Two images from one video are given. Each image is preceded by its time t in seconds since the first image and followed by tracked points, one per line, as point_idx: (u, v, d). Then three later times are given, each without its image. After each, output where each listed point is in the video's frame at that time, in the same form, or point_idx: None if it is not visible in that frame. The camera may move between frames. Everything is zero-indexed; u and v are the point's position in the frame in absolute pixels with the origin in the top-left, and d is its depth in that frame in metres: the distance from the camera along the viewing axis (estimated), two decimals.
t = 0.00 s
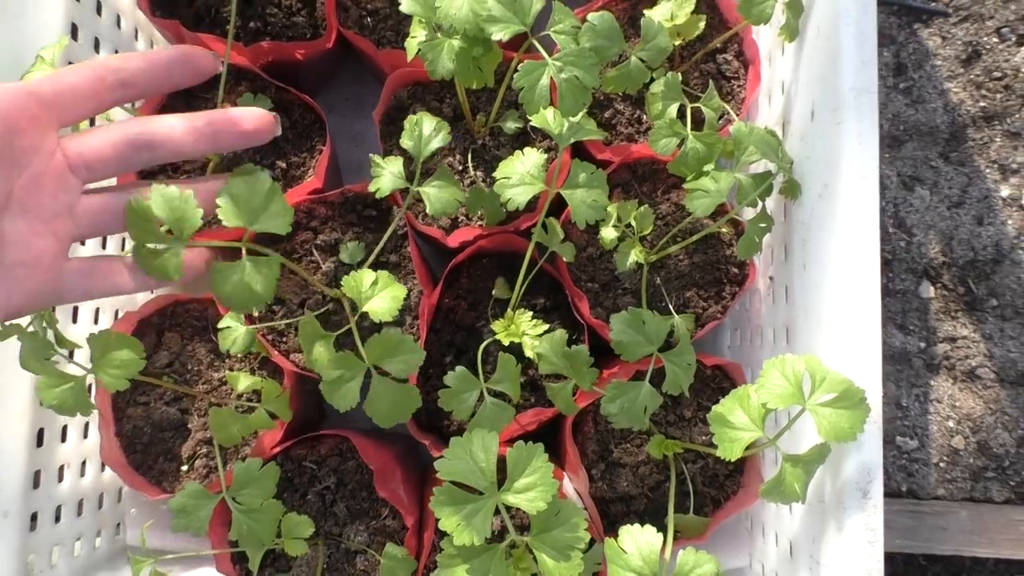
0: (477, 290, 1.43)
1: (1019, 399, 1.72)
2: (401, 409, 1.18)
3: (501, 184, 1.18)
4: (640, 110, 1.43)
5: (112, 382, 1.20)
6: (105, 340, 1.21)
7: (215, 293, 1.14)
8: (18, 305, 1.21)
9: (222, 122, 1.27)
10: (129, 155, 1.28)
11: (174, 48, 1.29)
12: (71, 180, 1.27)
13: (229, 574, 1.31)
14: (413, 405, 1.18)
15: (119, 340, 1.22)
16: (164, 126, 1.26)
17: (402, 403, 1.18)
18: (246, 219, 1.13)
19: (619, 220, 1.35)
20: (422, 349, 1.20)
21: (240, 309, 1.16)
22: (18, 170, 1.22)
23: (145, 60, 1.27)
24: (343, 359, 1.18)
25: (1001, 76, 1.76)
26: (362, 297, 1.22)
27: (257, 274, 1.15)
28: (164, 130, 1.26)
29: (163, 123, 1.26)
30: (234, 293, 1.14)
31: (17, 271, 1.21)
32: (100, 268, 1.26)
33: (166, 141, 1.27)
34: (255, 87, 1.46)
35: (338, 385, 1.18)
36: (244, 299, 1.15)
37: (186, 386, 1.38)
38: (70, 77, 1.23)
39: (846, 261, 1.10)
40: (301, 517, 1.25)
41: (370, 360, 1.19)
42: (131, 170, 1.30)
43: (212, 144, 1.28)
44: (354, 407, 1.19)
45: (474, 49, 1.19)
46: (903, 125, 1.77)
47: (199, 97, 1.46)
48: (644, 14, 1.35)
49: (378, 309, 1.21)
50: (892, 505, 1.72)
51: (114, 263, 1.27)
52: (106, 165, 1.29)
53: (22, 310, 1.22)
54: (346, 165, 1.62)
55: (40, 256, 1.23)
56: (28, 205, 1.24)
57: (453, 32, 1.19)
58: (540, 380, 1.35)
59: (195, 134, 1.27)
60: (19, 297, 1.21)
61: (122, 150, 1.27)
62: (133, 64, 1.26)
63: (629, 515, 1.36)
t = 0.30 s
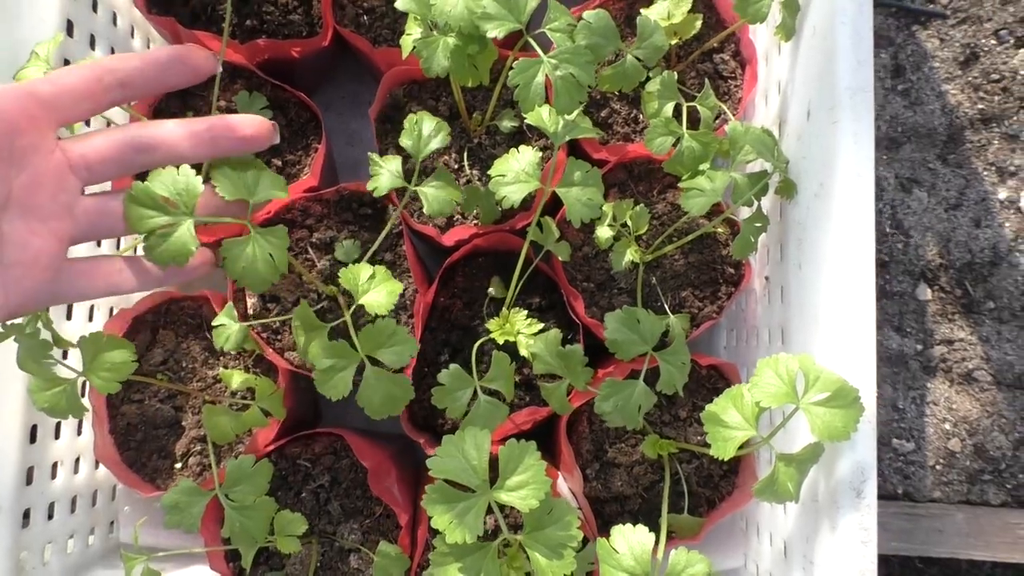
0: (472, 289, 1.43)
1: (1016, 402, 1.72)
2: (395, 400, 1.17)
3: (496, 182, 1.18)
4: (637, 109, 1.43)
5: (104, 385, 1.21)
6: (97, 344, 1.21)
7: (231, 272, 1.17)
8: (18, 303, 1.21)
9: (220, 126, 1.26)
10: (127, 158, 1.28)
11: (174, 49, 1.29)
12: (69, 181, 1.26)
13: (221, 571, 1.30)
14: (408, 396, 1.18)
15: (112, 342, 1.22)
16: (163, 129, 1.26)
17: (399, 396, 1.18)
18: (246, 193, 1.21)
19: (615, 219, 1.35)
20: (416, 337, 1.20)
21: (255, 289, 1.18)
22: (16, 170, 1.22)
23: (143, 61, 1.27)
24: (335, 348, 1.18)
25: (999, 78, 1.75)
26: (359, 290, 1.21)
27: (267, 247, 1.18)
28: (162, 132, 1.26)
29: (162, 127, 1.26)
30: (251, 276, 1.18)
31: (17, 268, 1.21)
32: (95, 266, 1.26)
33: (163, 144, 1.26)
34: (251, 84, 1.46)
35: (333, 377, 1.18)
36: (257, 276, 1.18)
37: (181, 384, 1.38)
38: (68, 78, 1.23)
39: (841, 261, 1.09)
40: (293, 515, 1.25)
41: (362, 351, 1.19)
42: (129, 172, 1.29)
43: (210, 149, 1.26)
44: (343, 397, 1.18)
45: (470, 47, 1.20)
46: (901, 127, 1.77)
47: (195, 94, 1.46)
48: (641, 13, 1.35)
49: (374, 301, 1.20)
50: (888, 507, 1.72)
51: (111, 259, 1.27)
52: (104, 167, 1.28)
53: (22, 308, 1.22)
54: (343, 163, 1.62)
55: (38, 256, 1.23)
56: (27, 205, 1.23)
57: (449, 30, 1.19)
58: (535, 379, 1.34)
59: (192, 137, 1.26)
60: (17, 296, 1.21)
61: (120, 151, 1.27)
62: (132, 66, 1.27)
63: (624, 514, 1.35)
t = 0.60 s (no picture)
0: (465, 296, 1.44)
1: (1008, 408, 1.73)
2: (372, 394, 1.18)
3: (487, 190, 1.19)
4: (629, 117, 1.44)
5: (98, 389, 1.21)
6: (95, 347, 1.22)
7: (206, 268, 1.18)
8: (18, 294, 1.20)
9: (207, 128, 1.31)
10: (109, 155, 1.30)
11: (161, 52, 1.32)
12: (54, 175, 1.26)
13: None
14: (384, 393, 1.18)
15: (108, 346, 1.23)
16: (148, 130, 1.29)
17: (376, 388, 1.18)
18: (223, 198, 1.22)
19: (606, 226, 1.35)
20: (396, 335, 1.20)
21: (235, 288, 1.20)
22: (9, 164, 1.21)
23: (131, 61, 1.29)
24: (319, 338, 1.19)
25: (991, 85, 1.76)
26: (345, 288, 1.22)
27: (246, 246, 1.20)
28: (147, 133, 1.29)
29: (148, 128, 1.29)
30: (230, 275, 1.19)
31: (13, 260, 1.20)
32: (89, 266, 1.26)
33: (148, 146, 1.30)
34: (245, 92, 1.47)
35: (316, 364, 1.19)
36: (234, 277, 1.19)
37: (174, 391, 1.38)
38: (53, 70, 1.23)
39: (830, 269, 1.10)
40: (285, 522, 1.25)
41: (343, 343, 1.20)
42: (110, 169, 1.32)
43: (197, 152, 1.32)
44: (319, 386, 1.19)
45: (460, 56, 1.20)
46: (894, 134, 1.78)
47: (189, 102, 1.47)
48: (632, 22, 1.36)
49: (360, 298, 1.21)
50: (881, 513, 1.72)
51: (105, 259, 1.28)
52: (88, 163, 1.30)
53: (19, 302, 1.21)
54: (338, 170, 1.63)
55: (34, 245, 1.23)
56: (17, 198, 1.23)
57: (440, 39, 1.20)
58: (527, 386, 1.35)
59: (179, 140, 1.30)
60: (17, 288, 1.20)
61: (103, 148, 1.29)
62: (119, 64, 1.28)
63: (615, 521, 1.36)
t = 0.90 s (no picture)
0: (465, 309, 1.47)
1: (1001, 418, 1.75)
2: (358, 411, 1.19)
3: (486, 207, 1.21)
4: (626, 133, 1.46)
5: (105, 398, 1.23)
6: (100, 356, 1.23)
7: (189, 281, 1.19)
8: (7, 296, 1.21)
9: (180, 129, 1.33)
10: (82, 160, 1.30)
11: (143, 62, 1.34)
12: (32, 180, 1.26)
13: None
14: (371, 411, 1.19)
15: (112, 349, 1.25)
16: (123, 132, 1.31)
17: (361, 402, 1.19)
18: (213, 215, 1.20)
19: (603, 241, 1.37)
20: (387, 355, 1.21)
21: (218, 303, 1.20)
22: None
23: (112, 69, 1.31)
24: (309, 351, 1.19)
25: (984, 99, 1.79)
26: (341, 304, 1.25)
27: (231, 264, 1.21)
28: (123, 138, 1.30)
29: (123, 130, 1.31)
30: (213, 290, 1.19)
31: None
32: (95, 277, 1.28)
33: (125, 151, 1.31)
34: (248, 107, 1.49)
35: (300, 378, 1.19)
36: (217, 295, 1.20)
37: (178, 402, 1.40)
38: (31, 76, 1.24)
39: (822, 286, 1.12)
40: (287, 533, 1.27)
41: (333, 356, 1.19)
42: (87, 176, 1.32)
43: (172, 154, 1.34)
44: (307, 400, 1.19)
45: (459, 74, 1.22)
46: (888, 148, 1.79)
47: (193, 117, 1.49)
48: (629, 40, 1.39)
49: (355, 316, 1.23)
50: (875, 523, 1.74)
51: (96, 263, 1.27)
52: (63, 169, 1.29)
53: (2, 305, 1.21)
54: (338, 183, 1.65)
55: (17, 250, 1.22)
56: None
57: (440, 58, 1.22)
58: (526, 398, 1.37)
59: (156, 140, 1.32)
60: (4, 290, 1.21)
61: (79, 152, 1.29)
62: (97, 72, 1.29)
63: (612, 532, 1.38)
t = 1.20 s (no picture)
0: (457, 341, 1.49)
1: (987, 444, 1.78)
2: (356, 468, 1.23)
3: (474, 248, 1.23)
4: (614, 167, 1.49)
5: (101, 439, 1.25)
6: (97, 399, 1.25)
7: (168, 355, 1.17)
8: None
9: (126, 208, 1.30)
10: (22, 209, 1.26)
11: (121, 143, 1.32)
12: None
13: None
14: (364, 469, 1.24)
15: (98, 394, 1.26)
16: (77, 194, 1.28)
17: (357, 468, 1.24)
18: (189, 287, 1.15)
19: (592, 276, 1.40)
20: (375, 415, 1.24)
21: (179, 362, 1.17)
22: None
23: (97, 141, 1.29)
24: (296, 421, 1.23)
25: (969, 128, 1.81)
26: (326, 359, 1.27)
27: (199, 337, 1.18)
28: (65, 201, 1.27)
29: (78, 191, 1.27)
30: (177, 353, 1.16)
31: None
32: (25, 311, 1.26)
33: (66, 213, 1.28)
34: (243, 143, 1.51)
35: (293, 446, 1.23)
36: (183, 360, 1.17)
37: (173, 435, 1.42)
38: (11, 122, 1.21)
39: (805, 324, 1.15)
40: (279, 567, 1.29)
41: (321, 421, 1.23)
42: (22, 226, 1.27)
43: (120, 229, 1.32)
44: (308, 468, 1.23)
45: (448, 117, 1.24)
46: (875, 176, 1.82)
47: (189, 153, 1.51)
48: (616, 78, 1.41)
49: (339, 372, 1.25)
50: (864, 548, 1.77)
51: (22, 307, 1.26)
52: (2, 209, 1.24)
53: None
54: (333, 215, 1.67)
55: None
56: None
57: (430, 101, 1.24)
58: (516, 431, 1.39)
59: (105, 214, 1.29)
60: None
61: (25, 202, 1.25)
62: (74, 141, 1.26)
63: (602, 562, 1.40)
